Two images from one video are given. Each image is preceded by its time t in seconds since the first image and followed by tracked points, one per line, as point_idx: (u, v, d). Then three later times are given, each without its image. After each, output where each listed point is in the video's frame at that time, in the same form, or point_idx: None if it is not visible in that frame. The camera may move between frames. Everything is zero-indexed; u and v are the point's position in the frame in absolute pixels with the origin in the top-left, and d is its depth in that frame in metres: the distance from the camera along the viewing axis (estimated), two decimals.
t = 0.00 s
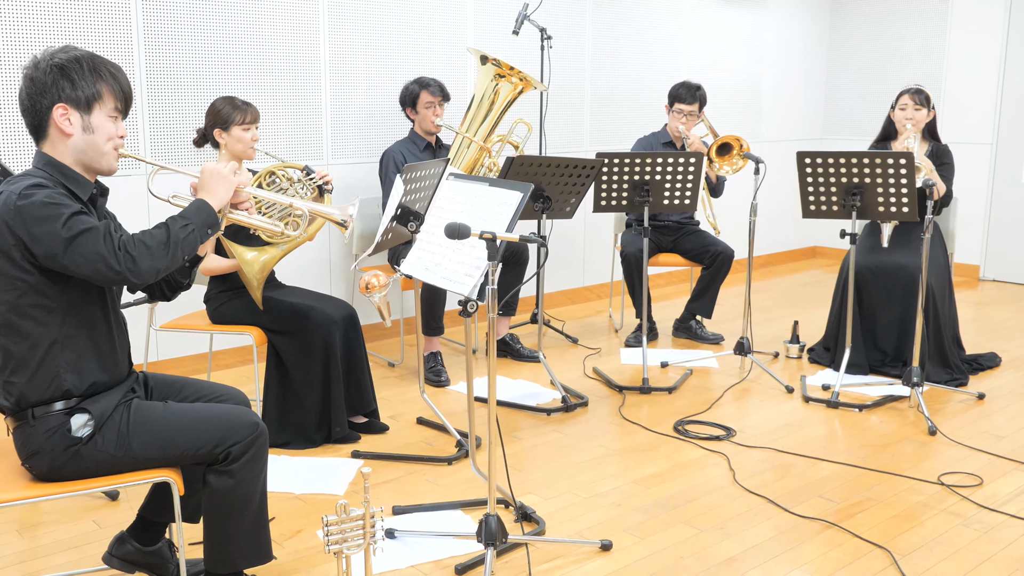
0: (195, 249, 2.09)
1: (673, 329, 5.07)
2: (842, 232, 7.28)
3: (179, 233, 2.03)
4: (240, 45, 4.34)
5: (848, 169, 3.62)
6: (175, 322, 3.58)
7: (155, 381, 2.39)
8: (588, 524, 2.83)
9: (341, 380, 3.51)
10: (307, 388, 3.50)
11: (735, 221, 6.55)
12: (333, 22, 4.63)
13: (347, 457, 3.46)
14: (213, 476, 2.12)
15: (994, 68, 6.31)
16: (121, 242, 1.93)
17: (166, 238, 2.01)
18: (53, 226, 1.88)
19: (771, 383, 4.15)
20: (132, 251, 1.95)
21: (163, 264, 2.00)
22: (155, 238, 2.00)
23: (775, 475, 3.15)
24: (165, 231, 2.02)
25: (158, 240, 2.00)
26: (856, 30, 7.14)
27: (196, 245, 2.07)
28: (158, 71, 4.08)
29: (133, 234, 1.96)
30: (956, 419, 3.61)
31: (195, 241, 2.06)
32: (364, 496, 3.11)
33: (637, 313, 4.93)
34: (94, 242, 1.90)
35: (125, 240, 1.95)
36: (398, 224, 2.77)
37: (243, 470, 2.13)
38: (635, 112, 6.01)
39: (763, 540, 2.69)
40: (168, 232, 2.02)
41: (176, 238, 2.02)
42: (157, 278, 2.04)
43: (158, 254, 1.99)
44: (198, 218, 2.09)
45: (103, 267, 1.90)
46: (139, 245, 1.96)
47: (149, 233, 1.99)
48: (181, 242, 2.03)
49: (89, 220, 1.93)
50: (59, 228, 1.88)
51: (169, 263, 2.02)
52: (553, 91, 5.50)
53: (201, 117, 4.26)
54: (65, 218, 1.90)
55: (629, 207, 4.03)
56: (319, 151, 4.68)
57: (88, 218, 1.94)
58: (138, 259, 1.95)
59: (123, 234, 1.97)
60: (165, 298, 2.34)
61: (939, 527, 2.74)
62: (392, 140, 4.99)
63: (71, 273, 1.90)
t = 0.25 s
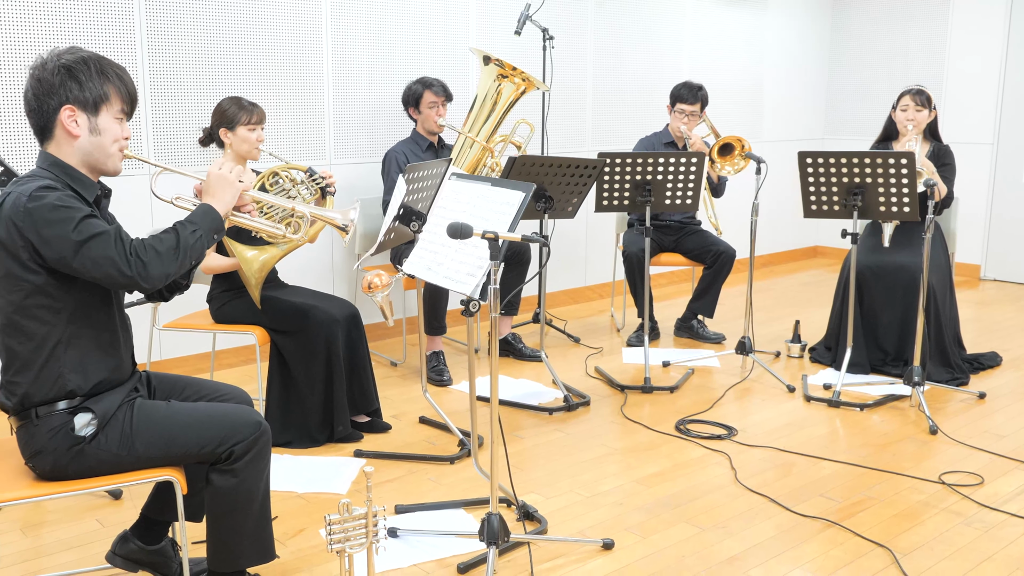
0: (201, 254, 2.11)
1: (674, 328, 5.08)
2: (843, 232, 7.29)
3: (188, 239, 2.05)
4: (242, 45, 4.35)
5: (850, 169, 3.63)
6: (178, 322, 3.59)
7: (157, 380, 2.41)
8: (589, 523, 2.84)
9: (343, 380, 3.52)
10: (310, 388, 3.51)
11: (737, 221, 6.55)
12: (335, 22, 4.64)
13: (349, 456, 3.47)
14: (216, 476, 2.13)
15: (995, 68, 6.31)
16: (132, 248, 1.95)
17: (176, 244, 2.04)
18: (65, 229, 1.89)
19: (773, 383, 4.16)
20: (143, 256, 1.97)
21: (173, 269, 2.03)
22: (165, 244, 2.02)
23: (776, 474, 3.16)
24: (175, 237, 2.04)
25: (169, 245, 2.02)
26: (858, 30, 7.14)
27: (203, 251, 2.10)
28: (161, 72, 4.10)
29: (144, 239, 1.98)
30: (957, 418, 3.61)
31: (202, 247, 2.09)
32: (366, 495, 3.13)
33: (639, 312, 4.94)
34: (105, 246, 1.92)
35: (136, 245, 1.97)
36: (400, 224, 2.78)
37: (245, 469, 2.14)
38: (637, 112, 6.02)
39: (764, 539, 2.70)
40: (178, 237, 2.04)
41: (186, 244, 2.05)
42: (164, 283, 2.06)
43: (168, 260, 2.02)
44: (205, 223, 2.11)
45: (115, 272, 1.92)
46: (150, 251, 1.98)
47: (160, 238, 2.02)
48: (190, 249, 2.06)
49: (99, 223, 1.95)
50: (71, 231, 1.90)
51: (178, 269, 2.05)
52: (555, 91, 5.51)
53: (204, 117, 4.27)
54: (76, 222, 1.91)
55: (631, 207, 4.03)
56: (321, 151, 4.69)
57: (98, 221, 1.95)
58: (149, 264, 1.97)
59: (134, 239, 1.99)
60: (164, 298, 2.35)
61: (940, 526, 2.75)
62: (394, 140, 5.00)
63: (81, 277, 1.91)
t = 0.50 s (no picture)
0: (206, 250, 2.12)
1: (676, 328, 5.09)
2: (844, 232, 7.29)
3: (192, 235, 2.06)
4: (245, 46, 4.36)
5: (851, 168, 3.63)
6: (181, 321, 3.60)
7: (161, 379, 2.42)
8: (591, 521, 2.85)
9: (346, 379, 3.54)
10: (313, 388, 3.52)
11: (738, 221, 6.55)
12: (338, 23, 4.65)
13: (352, 455, 3.48)
14: (219, 475, 2.14)
15: (996, 67, 6.31)
16: (136, 244, 1.96)
17: (180, 239, 2.04)
18: (69, 227, 1.91)
19: (774, 382, 4.16)
20: (147, 253, 1.98)
21: (178, 265, 2.03)
22: (169, 240, 2.03)
23: (777, 473, 3.16)
24: (179, 233, 2.05)
25: (173, 242, 2.03)
26: (859, 30, 7.14)
27: (208, 247, 2.11)
28: (164, 72, 4.11)
29: (148, 235, 1.99)
30: (958, 417, 3.62)
31: (207, 243, 2.10)
32: (368, 494, 3.14)
33: (641, 312, 4.94)
34: (109, 244, 1.93)
35: (140, 241, 1.97)
36: (403, 224, 2.78)
37: (248, 468, 2.15)
38: (639, 112, 6.02)
39: (765, 538, 2.71)
40: (182, 234, 2.05)
41: (190, 240, 2.05)
42: (170, 279, 2.07)
43: (172, 256, 2.02)
44: (209, 220, 2.12)
45: (119, 268, 1.93)
46: (154, 247, 1.99)
47: (164, 235, 2.02)
48: (194, 245, 2.06)
49: (103, 221, 1.96)
50: (75, 228, 1.91)
51: (183, 265, 2.05)
52: (557, 91, 5.52)
53: (206, 117, 4.28)
54: (80, 219, 1.92)
55: (633, 207, 4.04)
56: (323, 151, 4.70)
57: (102, 219, 1.96)
58: (153, 260, 1.98)
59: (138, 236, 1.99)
60: (168, 297, 2.36)
61: (941, 525, 2.75)
62: (396, 140, 5.01)
63: (86, 274, 1.92)
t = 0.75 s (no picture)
0: (206, 250, 2.12)
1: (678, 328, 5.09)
2: (845, 232, 7.29)
3: (191, 235, 2.06)
4: (248, 47, 4.37)
5: (852, 168, 3.64)
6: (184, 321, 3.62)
7: (165, 378, 2.44)
8: (593, 521, 2.85)
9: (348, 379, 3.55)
10: (315, 387, 3.54)
11: (739, 221, 6.56)
12: (340, 24, 4.66)
13: (354, 455, 3.49)
14: (222, 474, 2.15)
15: (997, 67, 6.31)
16: (134, 243, 1.97)
17: (179, 239, 2.05)
18: (68, 226, 1.92)
19: (775, 381, 4.17)
20: (145, 252, 1.98)
21: (177, 265, 2.04)
22: (168, 239, 2.03)
23: (778, 472, 3.17)
24: (178, 233, 2.05)
25: (171, 241, 2.03)
26: (861, 30, 7.14)
27: (208, 246, 2.11)
28: (167, 73, 4.12)
29: (147, 235, 2.00)
30: (959, 417, 3.62)
31: (207, 243, 2.10)
32: (371, 493, 3.15)
33: (642, 311, 4.95)
34: (108, 243, 1.94)
35: (139, 241, 1.98)
36: (406, 224, 2.78)
37: (250, 467, 2.16)
38: (641, 112, 6.03)
39: (766, 537, 2.72)
40: (181, 233, 2.06)
41: (189, 239, 2.06)
42: (169, 279, 2.08)
43: (171, 255, 2.03)
44: (210, 220, 2.12)
45: (117, 268, 1.94)
46: (153, 247, 1.99)
47: (163, 234, 2.03)
48: (193, 244, 2.06)
49: (102, 220, 1.97)
50: (74, 228, 1.92)
51: (182, 264, 2.06)
52: (559, 92, 5.52)
53: (209, 117, 4.29)
54: (79, 219, 1.93)
55: (635, 207, 4.05)
56: (326, 151, 4.71)
57: (101, 218, 1.97)
58: (151, 260, 1.99)
59: (137, 235, 2.00)
60: (173, 296, 2.37)
61: (942, 524, 2.76)
62: (399, 140, 5.02)
63: (85, 273, 1.94)
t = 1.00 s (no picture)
0: (209, 252, 2.13)
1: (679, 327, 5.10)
2: (847, 231, 7.30)
3: (195, 237, 2.08)
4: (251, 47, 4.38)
5: (853, 168, 3.64)
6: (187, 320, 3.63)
7: (167, 377, 2.45)
8: (595, 520, 2.86)
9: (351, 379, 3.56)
10: (318, 387, 3.55)
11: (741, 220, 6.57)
12: (343, 24, 4.67)
13: (356, 454, 3.51)
14: (225, 473, 2.16)
15: (999, 67, 6.31)
16: (139, 245, 1.98)
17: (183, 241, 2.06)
18: (72, 227, 1.93)
19: (777, 381, 4.18)
20: (150, 254, 1.99)
21: (180, 267, 2.05)
22: (172, 241, 2.05)
23: (780, 472, 3.18)
24: (182, 235, 2.07)
25: (175, 243, 2.04)
26: (863, 30, 7.14)
27: (211, 249, 2.12)
28: (170, 73, 4.13)
29: (151, 236, 2.01)
30: (960, 416, 3.63)
31: (210, 245, 2.11)
32: (373, 492, 3.16)
33: (644, 311, 4.96)
34: (112, 244, 1.95)
35: (143, 242, 1.99)
36: (408, 224, 2.78)
37: (254, 466, 2.17)
38: (643, 112, 6.04)
39: (768, 536, 2.73)
40: (185, 235, 2.07)
41: (193, 242, 2.07)
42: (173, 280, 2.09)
43: (175, 257, 2.04)
44: (214, 222, 2.13)
45: (121, 269, 1.95)
46: (157, 248, 2.01)
47: (167, 236, 2.04)
48: (197, 246, 2.08)
49: (107, 221, 1.98)
50: (78, 229, 1.93)
51: (185, 266, 2.07)
52: (561, 92, 5.53)
53: (212, 118, 4.31)
54: (84, 220, 1.94)
55: (636, 206, 4.06)
56: (329, 151, 4.72)
57: (106, 220, 1.98)
58: (156, 261, 2.00)
59: (141, 237, 2.01)
60: (173, 298, 2.39)
61: (943, 523, 2.77)
62: (401, 140, 5.03)
63: (89, 274, 1.95)
